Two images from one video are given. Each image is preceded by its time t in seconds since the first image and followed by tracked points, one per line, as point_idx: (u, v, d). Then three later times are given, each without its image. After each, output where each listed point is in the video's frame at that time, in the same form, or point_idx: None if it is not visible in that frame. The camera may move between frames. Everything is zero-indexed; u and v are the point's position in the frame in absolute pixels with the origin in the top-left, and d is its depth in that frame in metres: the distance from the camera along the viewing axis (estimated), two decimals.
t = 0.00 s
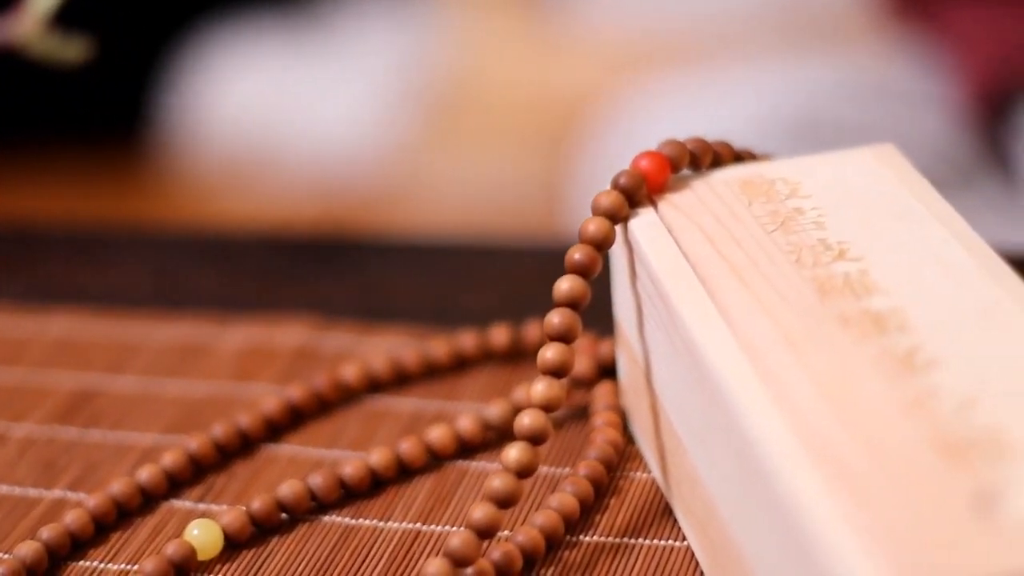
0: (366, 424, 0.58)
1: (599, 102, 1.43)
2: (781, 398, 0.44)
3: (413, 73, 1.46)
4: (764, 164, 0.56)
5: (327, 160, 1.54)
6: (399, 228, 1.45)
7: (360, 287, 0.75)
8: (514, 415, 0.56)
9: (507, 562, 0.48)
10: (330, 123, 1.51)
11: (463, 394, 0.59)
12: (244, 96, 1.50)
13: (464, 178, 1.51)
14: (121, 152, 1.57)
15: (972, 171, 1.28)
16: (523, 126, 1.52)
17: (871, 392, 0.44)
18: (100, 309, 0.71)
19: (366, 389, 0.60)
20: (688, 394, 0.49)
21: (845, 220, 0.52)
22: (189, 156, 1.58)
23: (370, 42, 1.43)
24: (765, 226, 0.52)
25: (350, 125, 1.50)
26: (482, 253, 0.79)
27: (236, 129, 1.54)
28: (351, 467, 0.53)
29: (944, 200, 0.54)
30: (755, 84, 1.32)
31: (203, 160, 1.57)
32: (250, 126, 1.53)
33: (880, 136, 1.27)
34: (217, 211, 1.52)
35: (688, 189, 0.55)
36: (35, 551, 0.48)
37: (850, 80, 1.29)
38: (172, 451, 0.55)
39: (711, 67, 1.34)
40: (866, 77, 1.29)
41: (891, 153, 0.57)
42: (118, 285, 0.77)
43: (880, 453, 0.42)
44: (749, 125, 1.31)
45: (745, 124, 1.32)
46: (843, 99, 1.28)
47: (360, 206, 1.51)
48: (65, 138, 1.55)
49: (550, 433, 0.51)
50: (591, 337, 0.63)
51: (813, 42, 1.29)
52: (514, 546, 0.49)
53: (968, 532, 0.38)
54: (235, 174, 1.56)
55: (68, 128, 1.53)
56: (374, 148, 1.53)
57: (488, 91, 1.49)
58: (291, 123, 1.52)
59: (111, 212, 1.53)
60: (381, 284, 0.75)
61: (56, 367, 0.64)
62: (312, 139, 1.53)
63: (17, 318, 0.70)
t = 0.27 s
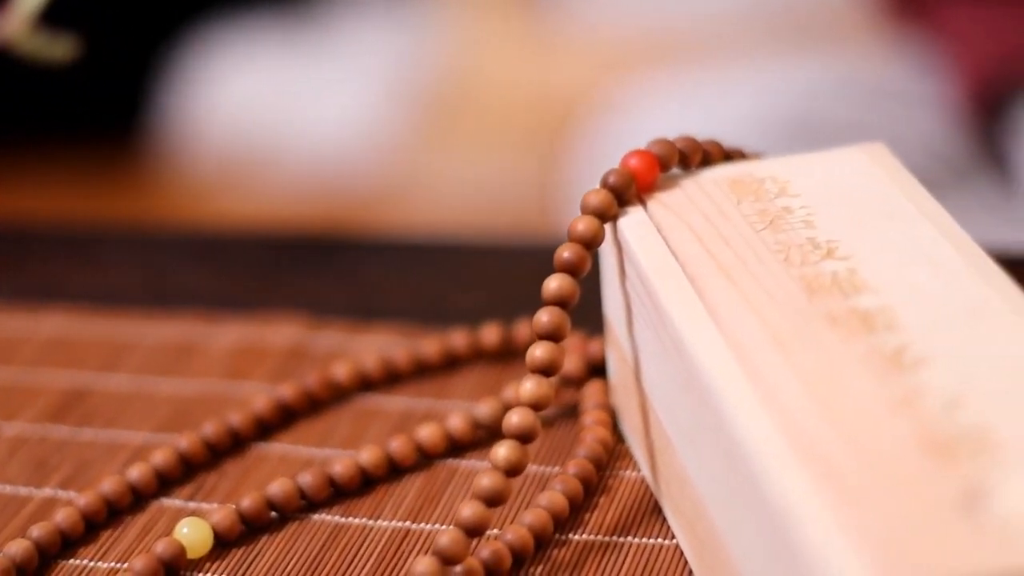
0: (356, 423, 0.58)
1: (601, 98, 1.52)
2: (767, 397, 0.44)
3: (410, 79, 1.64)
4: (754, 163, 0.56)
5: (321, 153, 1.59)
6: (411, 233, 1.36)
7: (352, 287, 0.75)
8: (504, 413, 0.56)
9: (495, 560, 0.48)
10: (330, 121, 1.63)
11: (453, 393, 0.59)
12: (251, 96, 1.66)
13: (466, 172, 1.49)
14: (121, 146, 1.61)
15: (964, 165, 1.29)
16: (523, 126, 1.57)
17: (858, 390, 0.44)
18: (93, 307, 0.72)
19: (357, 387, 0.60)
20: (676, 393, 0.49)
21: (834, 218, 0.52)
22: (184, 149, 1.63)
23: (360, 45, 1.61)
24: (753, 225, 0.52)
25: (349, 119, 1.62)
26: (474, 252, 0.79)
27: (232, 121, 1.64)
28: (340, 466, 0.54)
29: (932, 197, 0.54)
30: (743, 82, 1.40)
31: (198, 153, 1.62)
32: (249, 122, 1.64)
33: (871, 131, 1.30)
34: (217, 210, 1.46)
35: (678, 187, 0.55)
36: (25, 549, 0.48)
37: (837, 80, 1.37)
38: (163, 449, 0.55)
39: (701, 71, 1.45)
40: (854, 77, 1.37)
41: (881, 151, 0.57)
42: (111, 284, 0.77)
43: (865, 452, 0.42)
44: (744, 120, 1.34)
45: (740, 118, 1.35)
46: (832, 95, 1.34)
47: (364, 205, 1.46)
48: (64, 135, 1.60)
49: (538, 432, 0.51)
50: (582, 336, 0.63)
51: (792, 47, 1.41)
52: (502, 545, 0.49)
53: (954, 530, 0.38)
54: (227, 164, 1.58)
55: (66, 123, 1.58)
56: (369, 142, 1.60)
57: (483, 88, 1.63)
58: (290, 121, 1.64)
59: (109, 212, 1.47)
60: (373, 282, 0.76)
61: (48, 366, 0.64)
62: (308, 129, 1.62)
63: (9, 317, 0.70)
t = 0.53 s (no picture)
0: (344, 421, 0.58)
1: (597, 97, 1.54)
2: (751, 395, 0.44)
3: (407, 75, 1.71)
4: (741, 162, 0.56)
5: (316, 150, 1.60)
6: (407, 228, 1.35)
7: (342, 285, 0.75)
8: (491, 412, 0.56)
9: (481, 558, 0.48)
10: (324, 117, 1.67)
11: (441, 391, 0.60)
12: (247, 97, 1.71)
13: (463, 169, 1.49)
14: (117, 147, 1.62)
15: (958, 163, 1.30)
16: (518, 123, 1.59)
17: (841, 388, 0.44)
18: (84, 306, 0.72)
19: (345, 385, 0.60)
20: (662, 391, 0.49)
21: (820, 216, 0.52)
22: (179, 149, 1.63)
23: (358, 45, 1.70)
24: (739, 224, 0.52)
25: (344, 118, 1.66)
26: (464, 250, 0.79)
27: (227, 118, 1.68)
28: (327, 464, 0.54)
29: (918, 195, 0.54)
30: (731, 81, 1.43)
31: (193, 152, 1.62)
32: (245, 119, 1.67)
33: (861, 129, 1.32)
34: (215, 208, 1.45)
35: (664, 186, 0.55)
36: (12, 547, 0.48)
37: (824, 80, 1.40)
38: (150, 447, 0.55)
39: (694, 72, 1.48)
40: (845, 80, 1.40)
41: (867, 149, 0.57)
42: (101, 282, 0.77)
43: (848, 450, 0.42)
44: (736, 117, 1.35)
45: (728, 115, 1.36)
46: (821, 96, 1.37)
47: (363, 204, 1.45)
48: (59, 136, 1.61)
49: (524, 430, 0.51)
50: (569, 334, 0.63)
51: (779, 52, 1.46)
52: (488, 542, 0.49)
53: (936, 527, 0.38)
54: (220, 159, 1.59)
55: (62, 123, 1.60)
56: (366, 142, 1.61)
57: (479, 86, 1.67)
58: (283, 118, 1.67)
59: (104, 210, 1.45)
60: (362, 280, 0.76)
61: (37, 364, 0.64)
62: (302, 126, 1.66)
63: None
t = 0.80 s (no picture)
0: (331, 419, 0.58)
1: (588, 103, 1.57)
2: (733, 393, 0.44)
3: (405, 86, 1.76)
4: (727, 161, 0.57)
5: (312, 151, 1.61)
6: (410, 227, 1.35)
7: (332, 283, 0.75)
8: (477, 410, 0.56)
9: (465, 556, 0.48)
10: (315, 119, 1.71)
11: (428, 389, 0.60)
12: (246, 99, 1.77)
13: (459, 166, 1.50)
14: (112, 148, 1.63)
15: (949, 162, 1.31)
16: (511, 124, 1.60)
17: (823, 386, 0.44)
18: (73, 304, 0.72)
19: (332, 383, 0.60)
20: (646, 389, 0.49)
21: (804, 213, 0.53)
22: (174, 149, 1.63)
23: (353, 50, 1.87)
24: (724, 222, 0.52)
25: (337, 117, 1.70)
26: (455, 249, 0.79)
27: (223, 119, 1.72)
28: (313, 462, 0.54)
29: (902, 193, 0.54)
30: (719, 88, 1.45)
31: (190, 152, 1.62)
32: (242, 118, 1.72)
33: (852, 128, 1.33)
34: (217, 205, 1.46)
35: (649, 184, 0.55)
36: None
37: (813, 87, 1.42)
38: (137, 445, 0.55)
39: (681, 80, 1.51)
40: (834, 85, 1.43)
41: (853, 146, 0.57)
42: (90, 280, 0.77)
43: (829, 448, 0.42)
44: (728, 117, 1.36)
45: (717, 115, 1.37)
46: (810, 99, 1.39)
47: (363, 203, 1.45)
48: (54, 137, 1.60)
49: (509, 428, 0.51)
50: (556, 332, 0.63)
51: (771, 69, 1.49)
52: (472, 540, 0.49)
53: (918, 524, 0.38)
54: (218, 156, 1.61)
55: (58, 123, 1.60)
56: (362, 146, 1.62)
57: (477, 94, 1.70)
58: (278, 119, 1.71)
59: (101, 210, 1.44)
60: (352, 279, 0.76)
61: (25, 363, 0.64)
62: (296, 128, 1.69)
63: None
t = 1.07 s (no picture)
0: (321, 418, 0.58)
1: (584, 102, 1.58)
2: (719, 391, 0.44)
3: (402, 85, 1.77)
4: (717, 160, 0.57)
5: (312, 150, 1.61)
6: (409, 226, 1.35)
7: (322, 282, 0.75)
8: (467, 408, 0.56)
9: (454, 554, 0.48)
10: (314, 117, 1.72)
11: (418, 388, 0.60)
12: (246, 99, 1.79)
13: (455, 164, 1.51)
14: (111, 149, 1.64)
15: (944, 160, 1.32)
16: (506, 121, 1.61)
17: (810, 384, 0.44)
18: (65, 304, 0.72)
19: (323, 382, 0.60)
20: (635, 387, 0.49)
21: (793, 212, 0.53)
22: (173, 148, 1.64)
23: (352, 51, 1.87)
24: (713, 221, 0.52)
25: (335, 116, 1.71)
26: (445, 246, 0.79)
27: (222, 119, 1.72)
28: (303, 460, 0.54)
29: (891, 191, 0.54)
30: (714, 88, 1.46)
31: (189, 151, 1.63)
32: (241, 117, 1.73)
33: (845, 127, 1.34)
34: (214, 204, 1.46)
35: (639, 183, 0.55)
36: None
37: (807, 89, 1.43)
38: (127, 444, 0.55)
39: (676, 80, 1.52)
40: (829, 86, 1.43)
41: (843, 144, 0.57)
42: (82, 280, 0.77)
43: (815, 446, 0.42)
44: (723, 116, 1.37)
45: (713, 114, 1.38)
46: (803, 99, 1.40)
47: (363, 202, 1.45)
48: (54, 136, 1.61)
49: (497, 426, 0.51)
50: (546, 331, 0.63)
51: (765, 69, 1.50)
52: (461, 539, 0.49)
53: (903, 522, 0.38)
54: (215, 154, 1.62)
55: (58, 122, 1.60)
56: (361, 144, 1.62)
57: (471, 92, 1.70)
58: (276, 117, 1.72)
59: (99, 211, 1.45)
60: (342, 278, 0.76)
61: (16, 363, 0.64)
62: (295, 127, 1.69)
63: None
